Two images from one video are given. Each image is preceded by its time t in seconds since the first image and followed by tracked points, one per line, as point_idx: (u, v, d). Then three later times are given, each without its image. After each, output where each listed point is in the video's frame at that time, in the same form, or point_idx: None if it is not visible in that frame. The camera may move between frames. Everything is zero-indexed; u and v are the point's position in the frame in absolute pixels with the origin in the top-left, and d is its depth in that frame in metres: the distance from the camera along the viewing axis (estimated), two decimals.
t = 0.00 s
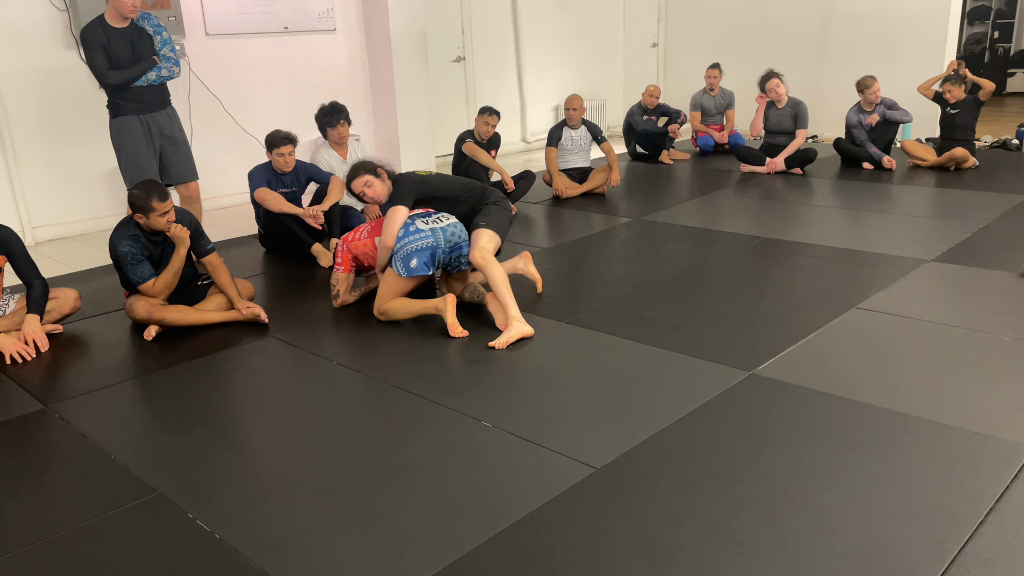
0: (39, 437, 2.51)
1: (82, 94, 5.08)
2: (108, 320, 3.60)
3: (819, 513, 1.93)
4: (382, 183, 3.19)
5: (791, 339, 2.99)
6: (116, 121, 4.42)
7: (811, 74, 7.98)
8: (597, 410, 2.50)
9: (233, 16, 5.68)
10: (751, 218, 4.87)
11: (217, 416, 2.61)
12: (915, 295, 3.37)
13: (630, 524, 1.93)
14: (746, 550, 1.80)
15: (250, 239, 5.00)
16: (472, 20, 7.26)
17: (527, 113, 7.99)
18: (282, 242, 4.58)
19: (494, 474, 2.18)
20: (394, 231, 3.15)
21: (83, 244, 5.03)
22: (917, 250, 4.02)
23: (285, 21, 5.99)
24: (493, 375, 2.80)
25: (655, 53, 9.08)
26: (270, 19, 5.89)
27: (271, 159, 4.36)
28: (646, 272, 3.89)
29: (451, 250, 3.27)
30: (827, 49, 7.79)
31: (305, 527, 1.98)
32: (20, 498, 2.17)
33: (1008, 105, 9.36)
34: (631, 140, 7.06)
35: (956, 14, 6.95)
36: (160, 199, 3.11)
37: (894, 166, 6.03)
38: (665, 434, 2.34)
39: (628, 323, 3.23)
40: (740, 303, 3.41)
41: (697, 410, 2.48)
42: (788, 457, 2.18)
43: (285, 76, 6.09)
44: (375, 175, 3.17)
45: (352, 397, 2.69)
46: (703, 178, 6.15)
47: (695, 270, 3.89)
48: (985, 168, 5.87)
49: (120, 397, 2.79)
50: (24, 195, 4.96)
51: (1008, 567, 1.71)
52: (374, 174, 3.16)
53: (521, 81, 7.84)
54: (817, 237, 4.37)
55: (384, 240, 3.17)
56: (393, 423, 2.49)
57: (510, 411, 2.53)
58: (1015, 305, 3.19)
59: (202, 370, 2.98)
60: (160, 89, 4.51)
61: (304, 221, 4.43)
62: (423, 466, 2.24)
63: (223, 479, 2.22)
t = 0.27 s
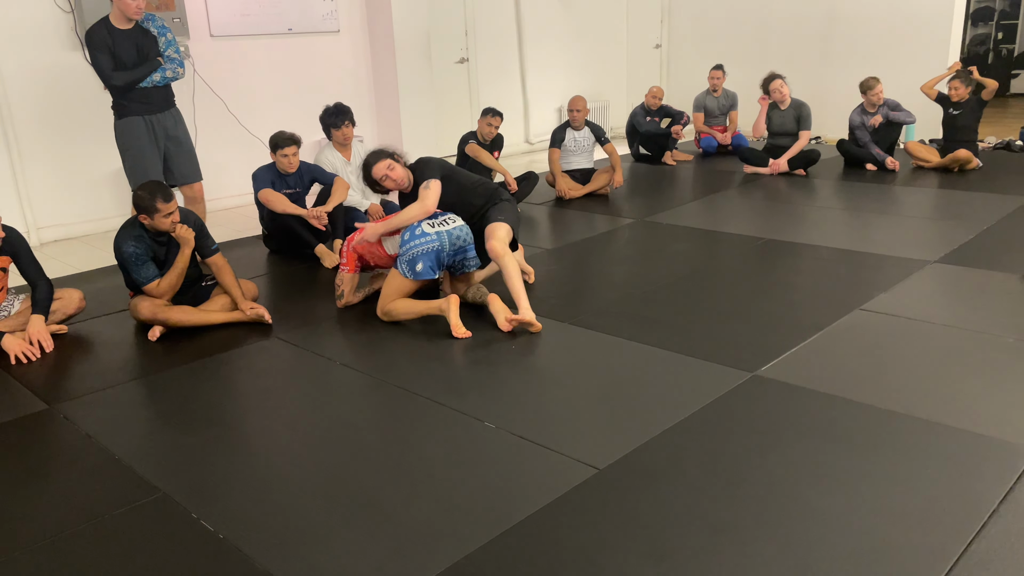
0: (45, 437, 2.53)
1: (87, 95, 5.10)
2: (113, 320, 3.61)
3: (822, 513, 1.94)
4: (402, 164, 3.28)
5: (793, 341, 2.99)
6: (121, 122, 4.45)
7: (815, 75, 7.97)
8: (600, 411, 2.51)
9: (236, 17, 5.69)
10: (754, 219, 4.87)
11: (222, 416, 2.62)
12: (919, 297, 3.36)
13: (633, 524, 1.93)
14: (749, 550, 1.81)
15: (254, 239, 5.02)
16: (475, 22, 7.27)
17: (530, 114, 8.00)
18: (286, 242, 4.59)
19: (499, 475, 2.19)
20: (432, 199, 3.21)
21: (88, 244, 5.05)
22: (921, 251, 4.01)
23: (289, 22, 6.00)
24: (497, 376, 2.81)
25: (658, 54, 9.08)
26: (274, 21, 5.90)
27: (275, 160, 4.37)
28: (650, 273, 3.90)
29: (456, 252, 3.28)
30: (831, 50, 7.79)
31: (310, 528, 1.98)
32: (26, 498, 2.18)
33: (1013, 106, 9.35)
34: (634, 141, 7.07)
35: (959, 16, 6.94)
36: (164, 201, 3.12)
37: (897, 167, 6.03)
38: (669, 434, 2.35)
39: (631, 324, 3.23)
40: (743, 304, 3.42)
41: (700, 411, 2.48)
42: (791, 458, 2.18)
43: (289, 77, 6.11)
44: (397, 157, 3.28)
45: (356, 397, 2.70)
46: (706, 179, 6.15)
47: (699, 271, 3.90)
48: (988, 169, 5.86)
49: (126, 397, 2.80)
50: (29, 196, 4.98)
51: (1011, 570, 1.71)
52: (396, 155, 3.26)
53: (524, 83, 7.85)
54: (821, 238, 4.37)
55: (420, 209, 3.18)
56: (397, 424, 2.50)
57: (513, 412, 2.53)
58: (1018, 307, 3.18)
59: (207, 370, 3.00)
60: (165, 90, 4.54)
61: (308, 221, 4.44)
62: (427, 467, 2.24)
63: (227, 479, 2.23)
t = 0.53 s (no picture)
0: (48, 436, 2.53)
1: (90, 95, 5.10)
2: (116, 320, 3.61)
3: (827, 514, 1.93)
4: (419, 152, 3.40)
5: (797, 341, 2.98)
6: (123, 121, 4.44)
7: (818, 75, 7.96)
8: (603, 411, 2.50)
9: (239, 17, 5.69)
10: (757, 219, 4.86)
11: (224, 416, 2.62)
12: (923, 297, 3.35)
13: (637, 525, 1.93)
14: (753, 551, 1.81)
15: (257, 239, 5.02)
16: (478, 22, 7.26)
17: (533, 115, 7.99)
18: (290, 243, 4.59)
19: (501, 475, 2.18)
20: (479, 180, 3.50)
21: (91, 244, 5.05)
22: (925, 251, 4.00)
23: (293, 22, 6.00)
24: (500, 376, 2.80)
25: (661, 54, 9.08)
26: (276, 20, 5.90)
27: (278, 160, 4.36)
28: (653, 273, 3.89)
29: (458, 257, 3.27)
30: (834, 50, 7.77)
31: (313, 527, 1.98)
32: (29, 497, 2.18)
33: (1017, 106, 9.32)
34: (637, 141, 7.06)
35: (964, 16, 6.92)
36: (168, 200, 3.12)
37: (901, 167, 6.02)
38: (672, 435, 2.34)
39: (634, 324, 3.23)
40: (746, 305, 3.41)
41: (703, 411, 2.48)
42: (795, 459, 2.18)
43: (291, 77, 6.11)
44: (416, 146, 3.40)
45: (359, 397, 2.70)
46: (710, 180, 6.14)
47: (702, 271, 3.89)
48: (992, 169, 5.85)
49: (129, 397, 2.80)
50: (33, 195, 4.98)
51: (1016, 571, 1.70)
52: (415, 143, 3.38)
53: (527, 83, 7.85)
54: (824, 238, 4.36)
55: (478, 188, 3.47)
56: (400, 424, 2.50)
57: (516, 412, 2.53)
58: None
59: (210, 370, 3.00)
60: (167, 89, 4.54)
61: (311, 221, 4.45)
62: (430, 467, 2.24)
63: (229, 480, 2.23)
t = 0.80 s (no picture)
0: (50, 435, 2.53)
1: (91, 94, 5.10)
2: (118, 320, 3.61)
3: (828, 514, 1.93)
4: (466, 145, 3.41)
5: (799, 341, 2.98)
6: (122, 120, 4.44)
7: (820, 75, 7.95)
8: (604, 411, 2.50)
9: (241, 16, 5.70)
10: (759, 219, 4.85)
11: (226, 415, 2.62)
12: (925, 298, 3.35)
13: (639, 525, 1.93)
14: (754, 551, 1.80)
15: (258, 239, 5.02)
16: (480, 22, 7.26)
17: (535, 115, 7.99)
18: (291, 242, 4.60)
19: (502, 475, 2.18)
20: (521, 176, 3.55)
21: (92, 244, 5.05)
22: (927, 252, 4.00)
23: (295, 21, 6.00)
24: (502, 375, 2.80)
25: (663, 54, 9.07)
26: (278, 20, 5.90)
27: (280, 160, 4.37)
28: (655, 273, 3.89)
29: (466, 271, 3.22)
30: (836, 50, 7.77)
31: (313, 527, 1.98)
32: (30, 497, 2.18)
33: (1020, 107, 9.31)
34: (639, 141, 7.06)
35: (966, 16, 6.91)
36: (170, 200, 3.13)
37: (903, 167, 6.03)
38: (673, 435, 2.34)
39: (636, 324, 3.23)
40: (748, 305, 3.40)
41: (705, 412, 2.47)
42: (796, 460, 2.17)
43: (293, 77, 6.11)
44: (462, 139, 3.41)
45: (361, 397, 2.70)
46: (712, 180, 6.14)
47: (704, 271, 3.89)
48: (995, 170, 5.84)
49: (130, 396, 2.80)
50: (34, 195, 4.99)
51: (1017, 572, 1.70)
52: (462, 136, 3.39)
53: (528, 83, 7.85)
54: (826, 239, 4.36)
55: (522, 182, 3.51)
56: (401, 423, 2.50)
57: (517, 412, 2.53)
58: None
59: (211, 370, 3.00)
60: (167, 89, 4.55)
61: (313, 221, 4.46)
62: (432, 466, 2.24)
63: (231, 479, 2.23)
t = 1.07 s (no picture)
0: (50, 435, 2.53)
1: (92, 94, 5.10)
2: (118, 319, 3.61)
3: (828, 514, 1.93)
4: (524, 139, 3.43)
5: (799, 341, 2.98)
6: (120, 120, 4.45)
7: (821, 75, 7.95)
8: (604, 411, 2.50)
9: (242, 16, 5.70)
10: (759, 219, 4.85)
11: (226, 415, 2.62)
12: (925, 298, 3.35)
13: (638, 525, 1.93)
14: (754, 551, 1.80)
15: (259, 238, 5.02)
16: (480, 21, 7.26)
17: (535, 114, 7.99)
18: (292, 242, 4.60)
19: (502, 475, 2.18)
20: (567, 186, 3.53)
21: (93, 243, 5.06)
22: (927, 252, 4.00)
23: (295, 21, 6.00)
24: (502, 375, 2.80)
25: (663, 54, 9.07)
26: (279, 19, 5.90)
27: (280, 159, 4.37)
28: (656, 273, 3.89)
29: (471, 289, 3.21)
30: (837, 50, 7.76)
31: (314, 526, 1.98)
32: (31, 496, 2.18)
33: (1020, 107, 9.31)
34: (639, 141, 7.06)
35: (967, 16, 6.91)
36: (170, 200, 3.13)
37: (903, 167, 6.03)
38: (674, 435, 2.34)
39: (636, 324, 3.23)
40: (748, 305, 3.40)
41: (705, 412, 2.47)
42: (796, 460, 2.17)
43: (294, 76, 6.11)
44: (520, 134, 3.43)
45: (361, 397, 2.70)
46: (712, 179, 6.14)
47: (704, 271, 3.89)
48: (995, 170, 5.84)
49: (131, 395, 2.80)
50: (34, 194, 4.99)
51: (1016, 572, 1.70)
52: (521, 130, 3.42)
53: (529, 82, 7.85)
54: (826, 238, 4.36)
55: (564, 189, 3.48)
56: (401, 423, 2.50)
57: (517, 412, 2.53)
58: None
59: (212, 369, 3.00)
60: (165, 89, 4.54)
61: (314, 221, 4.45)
62: (432, 466, 2.24)
63: (232, 478, 2.23)
